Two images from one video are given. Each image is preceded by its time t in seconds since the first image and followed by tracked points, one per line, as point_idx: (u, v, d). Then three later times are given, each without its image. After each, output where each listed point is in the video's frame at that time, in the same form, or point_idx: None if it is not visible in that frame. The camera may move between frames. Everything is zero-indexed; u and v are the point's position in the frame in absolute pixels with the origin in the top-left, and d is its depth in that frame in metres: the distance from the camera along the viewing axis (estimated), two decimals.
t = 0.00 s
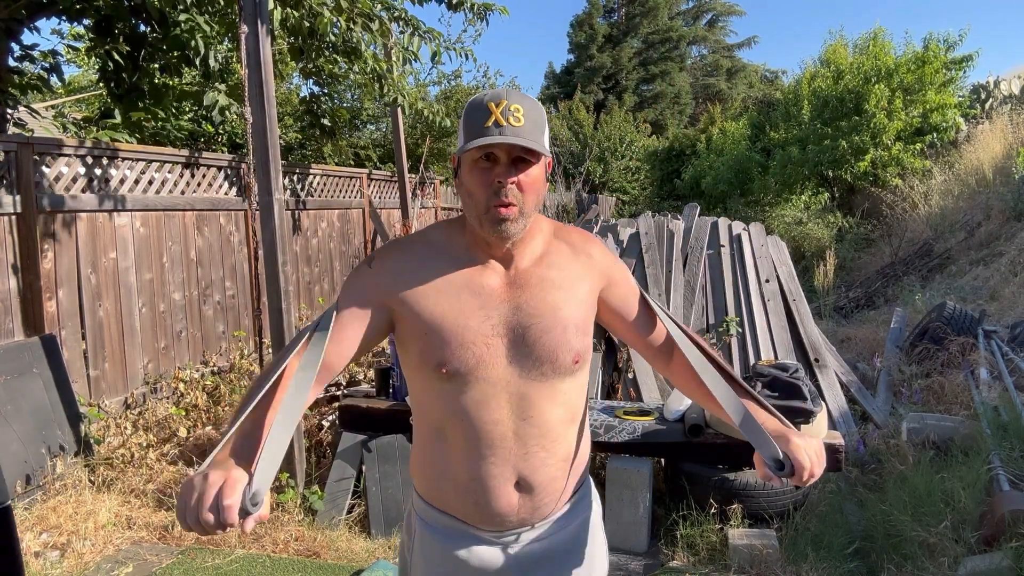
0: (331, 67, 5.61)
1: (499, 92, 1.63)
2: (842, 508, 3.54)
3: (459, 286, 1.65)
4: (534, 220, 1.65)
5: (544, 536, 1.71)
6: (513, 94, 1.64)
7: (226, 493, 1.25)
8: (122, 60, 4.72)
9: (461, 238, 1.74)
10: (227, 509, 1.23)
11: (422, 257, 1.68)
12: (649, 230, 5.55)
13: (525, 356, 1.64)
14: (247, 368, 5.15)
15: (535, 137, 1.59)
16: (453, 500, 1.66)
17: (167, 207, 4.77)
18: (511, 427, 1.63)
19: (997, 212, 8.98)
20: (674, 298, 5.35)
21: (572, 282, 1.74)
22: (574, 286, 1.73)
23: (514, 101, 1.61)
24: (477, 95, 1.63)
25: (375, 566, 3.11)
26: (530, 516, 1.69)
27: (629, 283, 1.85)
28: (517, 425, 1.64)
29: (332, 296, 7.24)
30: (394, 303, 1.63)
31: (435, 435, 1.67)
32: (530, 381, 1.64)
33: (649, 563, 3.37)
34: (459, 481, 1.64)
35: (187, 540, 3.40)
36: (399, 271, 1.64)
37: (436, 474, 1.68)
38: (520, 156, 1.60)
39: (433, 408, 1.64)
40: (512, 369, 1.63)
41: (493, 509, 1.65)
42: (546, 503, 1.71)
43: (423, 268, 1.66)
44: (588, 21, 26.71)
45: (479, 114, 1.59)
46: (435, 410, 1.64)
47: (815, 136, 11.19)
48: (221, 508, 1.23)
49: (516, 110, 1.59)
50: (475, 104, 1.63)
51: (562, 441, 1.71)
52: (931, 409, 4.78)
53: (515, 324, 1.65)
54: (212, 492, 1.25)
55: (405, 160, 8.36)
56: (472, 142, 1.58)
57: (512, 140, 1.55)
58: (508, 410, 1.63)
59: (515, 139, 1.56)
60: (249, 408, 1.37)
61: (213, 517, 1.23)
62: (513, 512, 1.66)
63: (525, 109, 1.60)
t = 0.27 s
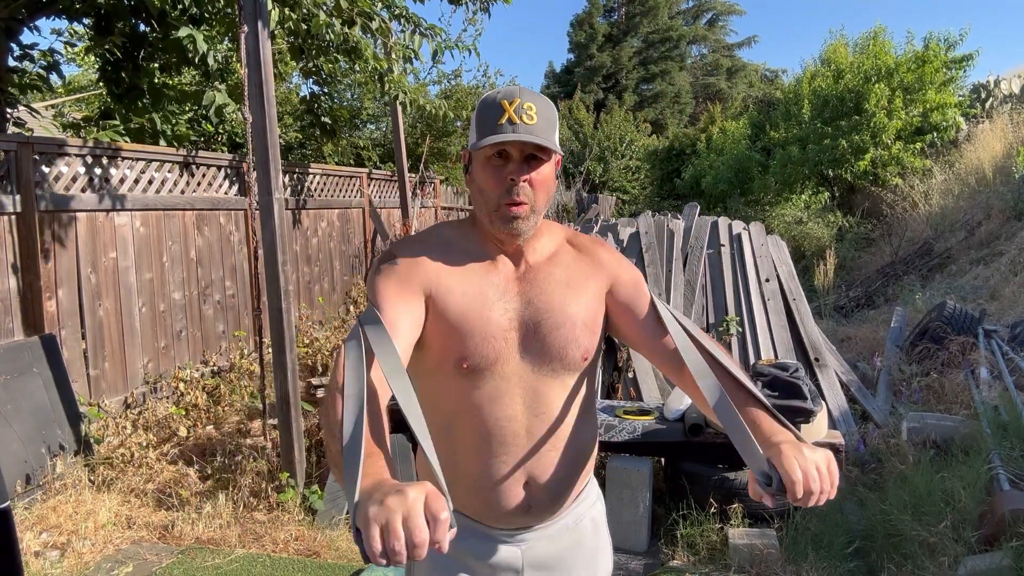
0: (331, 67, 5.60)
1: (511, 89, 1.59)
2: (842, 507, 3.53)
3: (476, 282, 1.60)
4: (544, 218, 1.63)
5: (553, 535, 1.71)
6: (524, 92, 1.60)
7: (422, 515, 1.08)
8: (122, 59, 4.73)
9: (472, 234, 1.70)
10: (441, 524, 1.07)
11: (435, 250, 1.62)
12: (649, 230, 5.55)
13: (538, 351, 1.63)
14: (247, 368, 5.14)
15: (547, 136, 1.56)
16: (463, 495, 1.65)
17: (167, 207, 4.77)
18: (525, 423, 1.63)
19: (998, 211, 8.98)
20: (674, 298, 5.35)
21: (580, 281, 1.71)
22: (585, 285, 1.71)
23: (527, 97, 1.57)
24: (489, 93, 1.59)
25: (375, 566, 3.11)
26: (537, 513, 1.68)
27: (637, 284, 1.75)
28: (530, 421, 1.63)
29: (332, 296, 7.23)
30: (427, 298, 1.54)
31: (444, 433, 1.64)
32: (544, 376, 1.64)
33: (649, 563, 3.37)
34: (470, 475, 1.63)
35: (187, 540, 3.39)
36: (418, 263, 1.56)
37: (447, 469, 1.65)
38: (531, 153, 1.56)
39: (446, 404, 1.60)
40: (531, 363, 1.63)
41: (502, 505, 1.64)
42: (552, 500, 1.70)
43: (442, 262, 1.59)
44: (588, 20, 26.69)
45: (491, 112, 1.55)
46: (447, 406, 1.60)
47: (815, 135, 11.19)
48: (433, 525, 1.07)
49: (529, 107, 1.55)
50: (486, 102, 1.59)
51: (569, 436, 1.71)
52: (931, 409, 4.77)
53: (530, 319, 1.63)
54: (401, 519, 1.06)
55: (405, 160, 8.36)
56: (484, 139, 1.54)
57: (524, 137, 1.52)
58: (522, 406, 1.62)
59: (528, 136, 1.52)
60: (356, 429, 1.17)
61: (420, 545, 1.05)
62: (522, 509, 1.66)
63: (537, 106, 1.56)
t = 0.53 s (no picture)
0: (332, 67, 5.60)
1: (516, 95, 1.40)
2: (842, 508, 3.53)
3: (477, 280, 1.46)
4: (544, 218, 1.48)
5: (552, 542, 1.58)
6: (531, 98, 1.41)
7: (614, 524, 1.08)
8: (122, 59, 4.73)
9: (461, 231, 1.52)
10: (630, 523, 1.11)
11: (427, 246, 1.47)
12: (649, 230, 5.59)
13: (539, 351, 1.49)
14: (247, 368, 5.15)
15: (558, 153, 1.39)
16: (456, 505, 1.51)
17: (167, 207, 4.77)
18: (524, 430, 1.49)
19: (997, 212, 8.99)
20: (674, 299, 5.35)
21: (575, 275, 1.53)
22: (581, 278, 1.53)
23: (534, 106, 1.39)
24: (491, 97, 1.39)
25: (375, 566, 3.11)
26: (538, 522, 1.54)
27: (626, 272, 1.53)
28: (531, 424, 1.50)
29: (332, 296, 7.24)
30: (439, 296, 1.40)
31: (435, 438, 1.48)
32: (548, 376, 1.50)
33: (649, 563, 3.36)
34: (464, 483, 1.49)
35: (187, 540, 3.40)
36: (418, 260, 1.42)
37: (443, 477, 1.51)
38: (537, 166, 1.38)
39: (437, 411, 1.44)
40: (534, 363, 1.49)
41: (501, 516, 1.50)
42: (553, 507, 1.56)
43: (439, 258, 1.44)
44: (588, 20, 26.69)
45: (496, 123, 1.36)
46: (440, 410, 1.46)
47: (815, 136, 11.21)
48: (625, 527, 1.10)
49: (536, 117, 1.38)
50: (489, 109, 1.39)
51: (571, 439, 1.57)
52: (931, 409, 4.78)
53: (531, 316, 1.48)
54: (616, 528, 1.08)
55: (405, 160, 8.37)
56: (490, 153, 1.35)
57: (535, 155, 1.34)
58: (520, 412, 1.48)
59: (540, 154, 1.34)
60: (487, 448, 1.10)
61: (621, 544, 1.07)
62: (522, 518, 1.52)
63: (545, 118, 1.39)
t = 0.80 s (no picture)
0: (332, 66, 5.58)
1: (495, 100, 1.38)
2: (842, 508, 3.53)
3: (455, 284, 1.45)
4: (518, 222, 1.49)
5: (536, 548, 1.53)
6: (510, 103, 1.39)
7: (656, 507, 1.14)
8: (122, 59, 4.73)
9: (435, 234, 1.50)
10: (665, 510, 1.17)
11: (399, 250, 1.45)
12: (649, 230, 5.62)
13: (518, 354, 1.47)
14: (247, 368, 5.15)
15: (536, 162, 1.39)
16: (431, 517, 1.46)
17: (167, 207, 4.77)
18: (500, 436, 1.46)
19: (998, 211, 8.98)
20: (674, 298, 5.35)
21: (544, 275, 1.50)
22: (553, 276, 1.51)
23: (515, 114, 1.38)
24: (471, 103, 1.35)
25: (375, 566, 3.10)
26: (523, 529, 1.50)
27: (592, 274, 1.52)
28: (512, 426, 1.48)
29: (332, 296, 7.24)
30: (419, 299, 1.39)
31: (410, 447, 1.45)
32: (527, 378, 1.48)
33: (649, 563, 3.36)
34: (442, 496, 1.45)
35: (187, 539, 3.39)
36: (394, 265, 1.40)
37: (420, 491, 1.47)
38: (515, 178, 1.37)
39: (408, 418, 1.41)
40: (513, 367, 1.46)
41: (484, 525, 1.45)
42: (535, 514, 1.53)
43: (415, 262, 1.43)
44: (588, 20, 26.68)
45: (477, 131, 1.34)
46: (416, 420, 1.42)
47: (815, 135, 11.20)
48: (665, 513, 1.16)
49: (517, 127, 1.37)
50: (468, 115, 1.36)
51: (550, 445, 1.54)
52: (931, 409, 4.77)
53: (508, 318, 1.47)
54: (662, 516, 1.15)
55: (405, 160, 8.37)
56: (471, 163, 1.33)
57: (517, 166, 1.34)
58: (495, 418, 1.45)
59: (521, 165, 1.34)
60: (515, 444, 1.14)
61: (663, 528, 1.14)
62: (505, 525, 1.47)
63: (524, 126, 1.38)
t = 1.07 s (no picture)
0: (333, 66, 5.59)
1: (496, 112, 1.35)
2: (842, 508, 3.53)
3: (450, 286, 1.45)
4: (509, 224, 1.49)
5: (530, 548, 1.54)
6: (510, 114, 1.37)
7: (673, 486, 1.19)
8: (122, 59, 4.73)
9: (424, 236, 1.49)
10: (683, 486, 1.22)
11: (390, 253, 1.43)
12: (649, 230, 5.60)
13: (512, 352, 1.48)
14: (247, 368, 5.15)
15: (532, 176, 1.40)
16: (428, 521, 1.45)
17: (167, 207, 4.77)
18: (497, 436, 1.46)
19: (998, 212, 8.99)
20: (674, 299, 5.35)
21: (535, 273, 1.51)
22: (543, 274, 1.51)
23: (515, 128, 1.37)
24: (472, 116, 1.33)
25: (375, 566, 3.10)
26: (517, 530, 1.51)
27: (581, 270, 1.53)
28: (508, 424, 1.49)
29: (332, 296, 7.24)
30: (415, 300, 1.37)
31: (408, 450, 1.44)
32: (521, 377, 1.49)
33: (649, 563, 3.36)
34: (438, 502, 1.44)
35: (187, 540, 3.39)
36: (388, 268, 1.39)
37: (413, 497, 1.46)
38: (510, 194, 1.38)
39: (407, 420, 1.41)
40: (507, 366, 1.47)
41: (480, 527, 1.46)
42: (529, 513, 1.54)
43: (408, 264, 1.42)
44: (588, 20, 26.67)
45: (478, 147, 1.33)
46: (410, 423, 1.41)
47: (815, 136, 11.21)
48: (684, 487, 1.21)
49: (516, 142, 1.36)
50: (468, 127, 1.33)
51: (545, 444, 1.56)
52: (931, 409, 4.78)
53: (502, 317, 1.48)
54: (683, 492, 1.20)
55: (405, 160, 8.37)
56: (469, 181, 1.33)
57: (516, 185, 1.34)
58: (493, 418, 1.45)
59: (519, 184, 1.35)
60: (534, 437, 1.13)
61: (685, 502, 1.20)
62: (501, 527, 1.48)
63: (523, 140, 1.38)
